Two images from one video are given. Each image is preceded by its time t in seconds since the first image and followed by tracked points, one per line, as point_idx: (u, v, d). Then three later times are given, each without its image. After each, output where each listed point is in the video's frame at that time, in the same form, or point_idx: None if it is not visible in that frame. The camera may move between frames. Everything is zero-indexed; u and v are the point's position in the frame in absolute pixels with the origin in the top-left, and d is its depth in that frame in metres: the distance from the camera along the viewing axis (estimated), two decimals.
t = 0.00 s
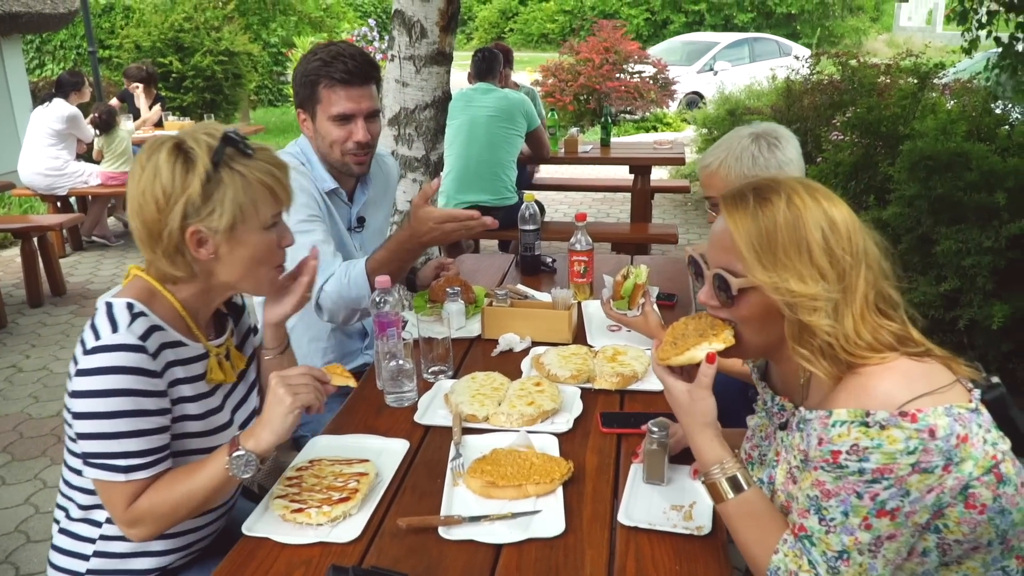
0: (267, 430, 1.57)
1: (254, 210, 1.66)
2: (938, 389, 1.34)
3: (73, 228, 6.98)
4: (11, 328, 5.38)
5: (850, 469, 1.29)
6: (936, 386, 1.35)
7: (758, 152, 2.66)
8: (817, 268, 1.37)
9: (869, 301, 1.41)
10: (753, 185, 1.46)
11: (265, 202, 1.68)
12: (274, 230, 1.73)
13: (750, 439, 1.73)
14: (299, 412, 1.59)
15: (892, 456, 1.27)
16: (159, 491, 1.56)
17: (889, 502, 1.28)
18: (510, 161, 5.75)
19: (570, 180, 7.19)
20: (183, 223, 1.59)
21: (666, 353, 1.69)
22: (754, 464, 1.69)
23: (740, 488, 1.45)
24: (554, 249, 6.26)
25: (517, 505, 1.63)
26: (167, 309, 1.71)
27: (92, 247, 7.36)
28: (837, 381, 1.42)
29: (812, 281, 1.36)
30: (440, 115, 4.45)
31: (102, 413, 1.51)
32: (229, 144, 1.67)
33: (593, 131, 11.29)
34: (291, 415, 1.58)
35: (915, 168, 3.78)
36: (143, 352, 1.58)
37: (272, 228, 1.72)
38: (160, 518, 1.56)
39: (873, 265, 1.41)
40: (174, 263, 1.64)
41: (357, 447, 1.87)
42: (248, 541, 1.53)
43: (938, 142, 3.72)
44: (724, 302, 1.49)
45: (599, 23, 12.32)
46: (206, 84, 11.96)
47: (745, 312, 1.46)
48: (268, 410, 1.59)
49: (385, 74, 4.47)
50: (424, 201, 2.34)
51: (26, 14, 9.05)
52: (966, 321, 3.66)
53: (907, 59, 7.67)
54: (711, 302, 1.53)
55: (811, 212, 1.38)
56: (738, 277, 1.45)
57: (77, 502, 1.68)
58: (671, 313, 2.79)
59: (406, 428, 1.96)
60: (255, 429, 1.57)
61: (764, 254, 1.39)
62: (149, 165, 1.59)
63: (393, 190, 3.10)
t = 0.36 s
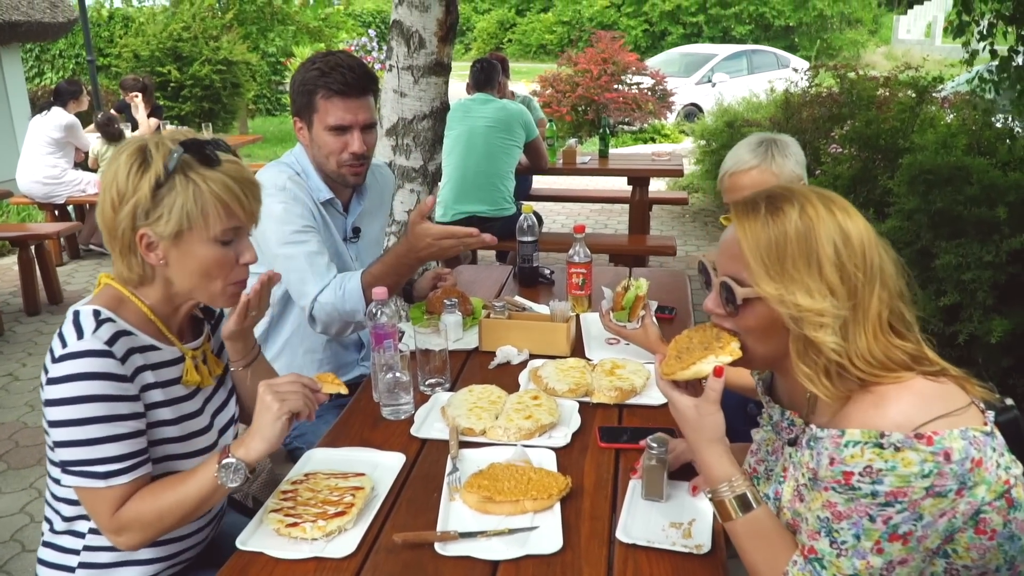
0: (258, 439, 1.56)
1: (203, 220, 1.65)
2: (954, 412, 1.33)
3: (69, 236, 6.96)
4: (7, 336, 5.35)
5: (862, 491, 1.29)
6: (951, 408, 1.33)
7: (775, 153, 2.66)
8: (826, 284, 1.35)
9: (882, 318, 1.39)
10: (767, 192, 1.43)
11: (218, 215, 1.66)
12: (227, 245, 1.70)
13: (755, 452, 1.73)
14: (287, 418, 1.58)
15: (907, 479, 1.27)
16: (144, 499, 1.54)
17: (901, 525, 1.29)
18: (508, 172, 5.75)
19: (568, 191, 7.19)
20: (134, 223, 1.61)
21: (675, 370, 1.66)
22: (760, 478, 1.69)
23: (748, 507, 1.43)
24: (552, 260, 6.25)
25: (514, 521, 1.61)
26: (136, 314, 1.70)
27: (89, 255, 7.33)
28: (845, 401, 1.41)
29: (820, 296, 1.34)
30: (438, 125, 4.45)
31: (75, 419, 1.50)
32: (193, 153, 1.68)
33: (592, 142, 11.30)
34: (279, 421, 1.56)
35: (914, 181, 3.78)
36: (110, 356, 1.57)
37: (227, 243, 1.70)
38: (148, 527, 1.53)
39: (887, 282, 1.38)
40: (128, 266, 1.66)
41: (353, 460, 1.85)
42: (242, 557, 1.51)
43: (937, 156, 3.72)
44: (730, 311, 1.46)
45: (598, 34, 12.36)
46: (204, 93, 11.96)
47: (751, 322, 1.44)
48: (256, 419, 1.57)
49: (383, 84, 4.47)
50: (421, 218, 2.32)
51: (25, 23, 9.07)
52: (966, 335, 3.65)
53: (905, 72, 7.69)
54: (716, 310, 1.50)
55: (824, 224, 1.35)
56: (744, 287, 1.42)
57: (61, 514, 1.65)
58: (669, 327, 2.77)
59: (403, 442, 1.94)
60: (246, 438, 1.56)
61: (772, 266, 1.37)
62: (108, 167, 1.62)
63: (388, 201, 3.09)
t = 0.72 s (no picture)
0: (273, 448, 1.57)
1: (207, 223, 1.65)
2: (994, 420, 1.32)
3: (71, 239, 6.96)
4: (9, 340, 5.36)
5: (907, 495, 1.29)
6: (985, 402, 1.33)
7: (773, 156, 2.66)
8: (852, 264, 1.31)
9: (917, 304, 1.33)
10: (800, 172, 1.41)
11: (222, 218, 1.66)
12: (234, 248, 1.70)
13: (774, 441, 1.68)
14: (298, 425, 1.60)
15: (952, 484, 1.27)
16: (161, 504, 1.55)
17: (944, 531, 1.29)
18: (511, 174, 5.76)
19: (569, 193, 7.20)
20: (142, 228, 1.63)
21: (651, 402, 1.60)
22: (782, 467, 1.64)
23: (763, 523, 1.42)
24: (555, 262, 6.25)
25: (522, 520, 1.62)
26: (151, 320, 1.70)
27: (91, 259, 7.34)
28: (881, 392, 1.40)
29: (845, 275, 1.31)
30: (441, 127, 4.46)
31: (91, 425, 1.51)
32: (196, 155, 1.69)
33: (592, 145, 11.32)
34: (291, 428, 1.58)
35: (916, 183, 3.80)
36: (124, 363, 1.57)
37: (233, 246, 1.70)
38: (162, 533, 1.55)
39: (924, 268, 1.33)
40: (140, 269, 1.68)
41: (363, 460, 1.86)
42: (252, 557, 1.52)
43: (938, 159, 3.74)
44: (756, 290, 1.45)
45: (598, 37, 12.37)
46: (205, 96, 11.98)
47: (776, 302, 1.42)
48: (269, 427, 1.59)
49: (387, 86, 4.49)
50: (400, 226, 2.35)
51: (25, 26, 9.07)
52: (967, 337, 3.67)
53: (907, 74, 7.70)
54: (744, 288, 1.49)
55: (853, 205, 1.32)
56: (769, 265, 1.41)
57: (77, 516, 1.66)
58: (674, 327, 2.78)
59: (409, 443, 1.94)
60: (261, 447, 1.58)
61: (797, 244, 1.35)
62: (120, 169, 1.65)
63: (393, 203, 3.08)
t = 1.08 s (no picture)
0: (270, 450, 1.58)
1: (181, 220, 1.64)
2: None
3: (64, 237, 6.94)
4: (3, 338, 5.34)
5: (961, 495, 1.23)
6: None
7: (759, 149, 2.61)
8: (907, 239, 1.28)
9: (972, 272, 1.31)
10: (828, 159, 1.39)
11: (198, 213, 1.65)
12: (211, 246, 1.68)
13: (801, 424, 1.61)
14: (293, 427, 1.60)
15: (1006, 485, 1.21)
16: (158, 502, 1.55)
17: (996, 532, 1.24)
18: (503, 168, 5.75)
19: (563, 187, 7.20)
20: (129, 220, 1.66)
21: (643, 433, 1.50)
22: (807, 450, 1.56)
23: (783, 540, 1.39)
24: (549, 256, 6.26)
25: (517, 512, 1.63)
26: (150, 317, 1.71)
27: (84, 257, 7.32)
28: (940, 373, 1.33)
29: (903, 252, 1.27)
30: (434, 122, 4.46)
31: (89, 423, 1.51)
32: (183, 151, 1.67)
33: (586, 139, 11.32)
34: (287, 431, 1.58)
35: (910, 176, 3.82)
36: (124, 362, 1.57)
37: (210, 245, 1.68)
38: (156, 530, 1.55)
39: (969, 234, 1.31)
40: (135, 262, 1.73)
41: (358, 455, 1.86)
42: (248, 550, 1.53)
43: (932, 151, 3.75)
44: (809, 286, 1.38)
45: (591, 30, 12.36)
46: (197, 93, 11.93)
47: (836, 292, 1.34)
48: (266, 429, 1.60)
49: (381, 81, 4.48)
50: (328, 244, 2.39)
51: (16, 24, 9.01)
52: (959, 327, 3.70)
53: (900, 66, 7.72)
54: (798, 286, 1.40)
55: (894, 182, 1.30)
56: (821, 256, 1.35)
57: (75, 512, 1.66)
58: (668, 320, 2.79)
59: (404, 437, 1.95)
60: (258, 448, 1.59)
61: (847, 229, 1.32)
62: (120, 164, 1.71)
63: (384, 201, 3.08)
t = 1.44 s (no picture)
0: (267, 441, 1.59)
1: (172, 213, 1.65)
2: None
3: (59, 231, 6.92)
4: None
5: (994, 498, 1.25)
6: None
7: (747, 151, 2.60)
8: (983, 230, 1.31)
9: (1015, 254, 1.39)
10: (869, 161, 1.39)
11: (191, 207, 1.65)
12: (203, 241, 1.69)
13: (811, 415, 1.65)
14: (290, 418, 1.61)
15: None
16: (154, 493, 1.56)
17: None
18: (499, 165, 5.76)
19: (559, 184, 7.20)
20: (121, 215, 1.67)
21: (658, 474, 1.44)
22: (819, 441, 1.59)
23: (809, 570, 1.40)
24: (544, 253, 6.27)
25: (508, 507, 1.64)
26: (144, 308, 1.71)
27: (79, 250, 7.30)
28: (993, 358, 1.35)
29: (981, 244, 1.30)
30: (430, 118, 4.47)
31: (84, 413, 1.51)
32: (174, 144, 1.67)
33: (582, 137, 11.33)
34: (284, 422, 1.60)
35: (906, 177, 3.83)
36: (117, 353, 1.58)
37: (202, 239, 1.68)
38: (152, 520, 1.56)
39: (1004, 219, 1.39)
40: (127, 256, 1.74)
41: (352, 449, 1.87)
42: (241, 544, 1.53)
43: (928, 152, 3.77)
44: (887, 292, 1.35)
45: (588, 27, 12.35)
46: (193, 87, 11.89)
47: (925, 294, 1.34)
48: (264, 421, 1.61)
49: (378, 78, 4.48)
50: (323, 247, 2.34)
51: (12, 17, 8.98)
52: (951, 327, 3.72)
53: (895, 66, 7.73)
54: (873, 298, 1.37)
55: (953, 177, 1.32)
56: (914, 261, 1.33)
57: (69, 503, 1.67)
58: (661, 317, 2.81)
59: (397, 431, 1.96)
60: (256, 439, 1.60)
61: (933, 227, 1.31)
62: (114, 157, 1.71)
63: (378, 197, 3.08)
